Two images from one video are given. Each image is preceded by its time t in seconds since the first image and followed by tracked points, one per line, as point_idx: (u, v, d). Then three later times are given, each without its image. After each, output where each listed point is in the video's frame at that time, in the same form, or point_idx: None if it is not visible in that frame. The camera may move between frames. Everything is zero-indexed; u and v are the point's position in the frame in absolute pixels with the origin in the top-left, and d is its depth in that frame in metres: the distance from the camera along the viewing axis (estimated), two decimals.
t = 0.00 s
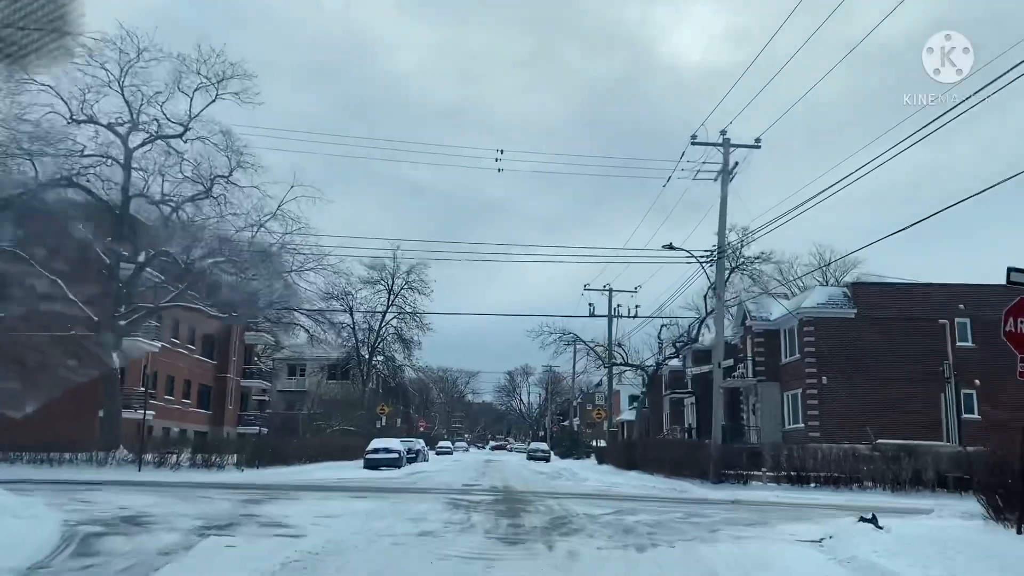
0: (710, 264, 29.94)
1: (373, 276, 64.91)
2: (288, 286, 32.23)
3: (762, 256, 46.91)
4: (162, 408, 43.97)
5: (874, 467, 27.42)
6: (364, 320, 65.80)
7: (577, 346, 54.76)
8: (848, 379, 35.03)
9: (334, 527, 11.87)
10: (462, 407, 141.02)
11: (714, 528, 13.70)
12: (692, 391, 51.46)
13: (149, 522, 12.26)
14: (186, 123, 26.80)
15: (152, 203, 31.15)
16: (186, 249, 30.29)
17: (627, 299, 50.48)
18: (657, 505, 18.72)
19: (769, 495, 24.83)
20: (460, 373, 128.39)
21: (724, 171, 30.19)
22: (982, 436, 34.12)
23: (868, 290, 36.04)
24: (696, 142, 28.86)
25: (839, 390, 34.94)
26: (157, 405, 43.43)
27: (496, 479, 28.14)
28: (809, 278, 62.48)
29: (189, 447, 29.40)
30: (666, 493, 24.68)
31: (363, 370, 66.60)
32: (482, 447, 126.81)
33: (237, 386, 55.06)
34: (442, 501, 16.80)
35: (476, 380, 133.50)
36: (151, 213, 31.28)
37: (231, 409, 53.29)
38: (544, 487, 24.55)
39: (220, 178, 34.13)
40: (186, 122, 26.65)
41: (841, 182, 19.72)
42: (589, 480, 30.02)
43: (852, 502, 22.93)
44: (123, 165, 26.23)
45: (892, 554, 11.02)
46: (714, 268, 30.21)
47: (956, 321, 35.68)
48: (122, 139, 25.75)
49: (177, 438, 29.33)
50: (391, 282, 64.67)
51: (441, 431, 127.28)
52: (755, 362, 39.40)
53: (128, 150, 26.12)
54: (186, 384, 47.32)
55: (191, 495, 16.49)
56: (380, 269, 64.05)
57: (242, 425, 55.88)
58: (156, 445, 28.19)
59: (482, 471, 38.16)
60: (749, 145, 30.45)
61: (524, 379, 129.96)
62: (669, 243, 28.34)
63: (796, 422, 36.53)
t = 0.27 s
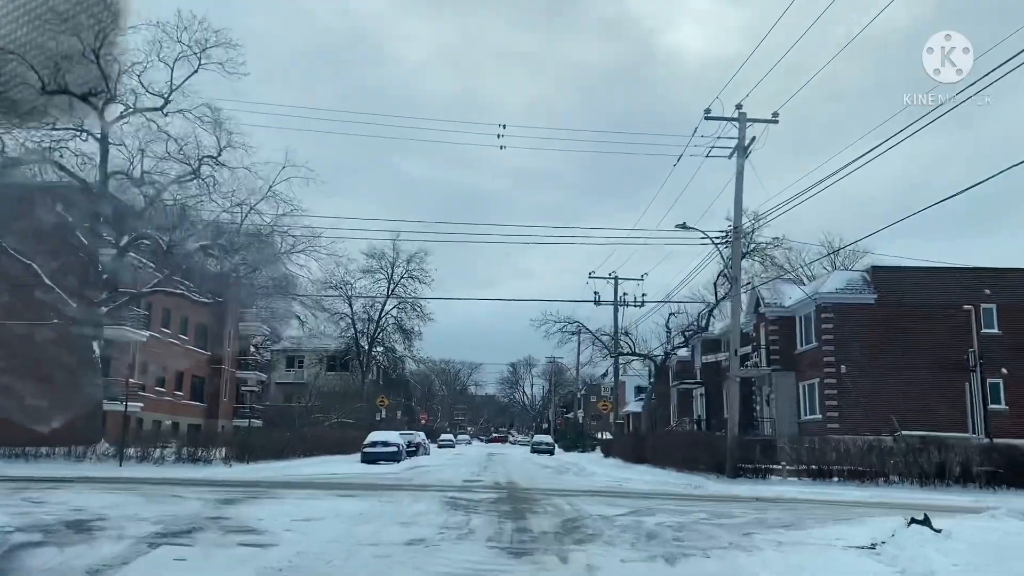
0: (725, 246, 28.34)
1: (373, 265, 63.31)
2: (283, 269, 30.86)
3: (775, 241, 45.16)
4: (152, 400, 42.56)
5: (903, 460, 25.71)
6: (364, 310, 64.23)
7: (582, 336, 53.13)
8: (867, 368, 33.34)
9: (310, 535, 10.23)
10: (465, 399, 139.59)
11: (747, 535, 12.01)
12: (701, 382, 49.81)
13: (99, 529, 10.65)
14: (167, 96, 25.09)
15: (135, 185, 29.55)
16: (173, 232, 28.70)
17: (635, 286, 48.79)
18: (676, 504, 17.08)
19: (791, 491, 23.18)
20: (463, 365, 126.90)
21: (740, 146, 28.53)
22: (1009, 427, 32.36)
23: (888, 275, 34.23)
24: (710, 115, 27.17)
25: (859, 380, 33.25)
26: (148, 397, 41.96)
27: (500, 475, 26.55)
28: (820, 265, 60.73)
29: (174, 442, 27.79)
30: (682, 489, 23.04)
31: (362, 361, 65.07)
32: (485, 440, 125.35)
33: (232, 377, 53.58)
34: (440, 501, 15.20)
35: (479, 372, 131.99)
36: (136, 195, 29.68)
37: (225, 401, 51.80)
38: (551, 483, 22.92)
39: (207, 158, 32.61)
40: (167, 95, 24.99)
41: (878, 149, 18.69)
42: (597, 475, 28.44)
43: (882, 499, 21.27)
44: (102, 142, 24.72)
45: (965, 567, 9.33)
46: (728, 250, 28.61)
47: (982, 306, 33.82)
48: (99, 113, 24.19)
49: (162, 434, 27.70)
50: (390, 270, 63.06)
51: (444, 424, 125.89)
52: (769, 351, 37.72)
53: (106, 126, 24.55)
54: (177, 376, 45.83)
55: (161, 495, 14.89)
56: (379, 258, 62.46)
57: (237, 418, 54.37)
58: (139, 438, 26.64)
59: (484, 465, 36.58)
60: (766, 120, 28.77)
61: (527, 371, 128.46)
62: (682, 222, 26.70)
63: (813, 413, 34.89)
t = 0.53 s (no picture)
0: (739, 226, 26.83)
1: (370, 255, 61.79)
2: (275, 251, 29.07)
3: (787, 227, 43.57)
4: (141, 393, 41.16)
5: (928, 453, 24.22)
6: (362, 301, 62.72)
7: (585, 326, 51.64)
8: (885, 357, 31.86)
9: (281, 544, 8.77)
10: (465, 392, 138.26)
11: (784, 540, 10.55)
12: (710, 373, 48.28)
13: (38, 538, 9.21)
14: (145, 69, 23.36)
15: (115, 163, 28.04)
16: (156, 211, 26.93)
17: (640, 275, 47.24)
18: (694, 502, 15.61)
19: (813, 485, 21.70)
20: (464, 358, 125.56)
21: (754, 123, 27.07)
22: None
23: (907, 259, 32.61)
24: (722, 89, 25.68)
25: (877, 369, 31.77)
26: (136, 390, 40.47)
27: (502, 471, 25.06)
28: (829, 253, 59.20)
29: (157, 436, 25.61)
30: (697, 485, 21.56)
31: (360, 354, 63.58)
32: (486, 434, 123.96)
33: (226, 370, 52.09)
34: (436, 501, 13.74)
35: (480, 365, 130.51)
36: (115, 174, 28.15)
37: (219, 393, 50.33)
38: (557, 478, 21.46)
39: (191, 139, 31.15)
40: (145, 67, 23.31)
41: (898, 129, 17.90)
42: (604, 469, 26.97)
43: (913, 495, 19.77)
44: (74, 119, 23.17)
45: None
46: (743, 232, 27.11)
47: (1005, 292, 32.19)
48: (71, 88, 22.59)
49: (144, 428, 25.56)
50: (388, 260, 61.51)
51: (445, 418, 124.52)
52: (782, 339, 36.19)
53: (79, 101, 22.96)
54: (168, 368, 44.36)
55: (125, 496, 13.43)
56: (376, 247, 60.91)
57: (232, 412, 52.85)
58: (119, 431, 25.18)
59: (485, 460, 35.08)
60: (781, 94, 27.21)
61: (528, 364, 127.02)
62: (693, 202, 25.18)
63: (830, 404, 33.44)
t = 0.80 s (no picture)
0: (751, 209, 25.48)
1: (368, 246, 60.49)
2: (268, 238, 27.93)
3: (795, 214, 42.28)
4: (131, 386, 40.00)
5: (949, 445, 22.90)
6: (359, 292, 61.43)
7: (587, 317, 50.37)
8: (901, 346, 30.64)
9: (245, 556, 7.54)
10: (466, 386, 137.04)
11: (820, 545, 9.36)
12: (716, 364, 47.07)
13: None
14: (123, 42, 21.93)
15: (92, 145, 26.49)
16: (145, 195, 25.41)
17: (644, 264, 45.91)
18: (710, 500, 14.42)
19: (832, 480, 20.49)
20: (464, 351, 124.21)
21: (766, 101, 25.88)
22: None
23: (924, 244, 31.34)
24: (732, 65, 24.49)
25: (892, 358, 30.57)
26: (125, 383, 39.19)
27: (501, 466, 23.83)
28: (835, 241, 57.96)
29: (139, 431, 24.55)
30: (709, 480, 20.32)
31: (357, 346, 62.28)
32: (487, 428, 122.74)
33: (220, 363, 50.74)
34: (430, 501, 12.54)
35: (480, 359, 129.21)
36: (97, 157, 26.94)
37: (213, 388, 49.01)
38: (561, 474, 20.24)
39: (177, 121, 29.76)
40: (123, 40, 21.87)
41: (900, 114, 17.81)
42: (608, 464, 25.78)
43: (941, 490, 18.56)
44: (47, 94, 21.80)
45: None
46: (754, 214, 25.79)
47: None
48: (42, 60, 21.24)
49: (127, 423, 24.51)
50: (385, 251, 60.20)
51: (445, 412, 123.31)
52: (792, 329, 34.97)
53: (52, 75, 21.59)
54: (159, 360, 43.11)
55: (87, 498, 12.19)
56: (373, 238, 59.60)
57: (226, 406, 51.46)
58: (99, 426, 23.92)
59: (485, 454, 33.85)
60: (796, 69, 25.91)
61: (528, 357, 125.80)
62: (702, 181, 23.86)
63: (842, 395, 32.23)
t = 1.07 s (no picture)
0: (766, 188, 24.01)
1: (363, 236, 58.90)
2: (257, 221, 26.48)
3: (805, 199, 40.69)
4: (117, 381, 38.51)
5: (981, 439, 21.32)
6: (355, 284, 59.87)
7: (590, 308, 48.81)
8: (922, 334, 29.08)
9: None
10: (466, 380, 135.56)
11: (884, 561, 7.82)
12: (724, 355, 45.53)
13: None
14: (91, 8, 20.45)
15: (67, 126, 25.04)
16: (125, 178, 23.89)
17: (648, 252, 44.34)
18: (736, 501, 12.88)
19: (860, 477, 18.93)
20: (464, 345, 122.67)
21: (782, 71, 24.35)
22: None
23: (946, 227, 29.74)
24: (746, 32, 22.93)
25: (912, 347, 29.03)
26: (110, 378, 37.60)
27: (502, 463, 22.28)
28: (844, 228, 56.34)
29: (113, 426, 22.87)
30: (726, 478, 18.79)
31: (354, 340, 60.70)
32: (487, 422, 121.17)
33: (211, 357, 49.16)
34: (419, 506, 11.00)
35: (479, 353, 127.60)
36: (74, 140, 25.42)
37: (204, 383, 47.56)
38: (567, 472, 18.72)
39: (157, 101, 28.18)
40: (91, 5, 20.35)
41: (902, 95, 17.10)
42: (616, 460, 24.27)
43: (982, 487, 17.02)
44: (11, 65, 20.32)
45: None
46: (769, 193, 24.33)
47: None
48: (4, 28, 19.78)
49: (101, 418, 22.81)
50: (382, 241, 58.61)
51: (444, 407, 121.77)
52: (806, 317, 33.46)
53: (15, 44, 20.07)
54: (146, 354, 41.61)
55: (25, 506, 10.65)
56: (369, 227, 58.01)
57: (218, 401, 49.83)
58: (71, 422, 22.39)
59: (485, 450, 32.31)
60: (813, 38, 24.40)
61: (529, 351, 124.20)
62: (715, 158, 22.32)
63: (860, 385, 30.72)
